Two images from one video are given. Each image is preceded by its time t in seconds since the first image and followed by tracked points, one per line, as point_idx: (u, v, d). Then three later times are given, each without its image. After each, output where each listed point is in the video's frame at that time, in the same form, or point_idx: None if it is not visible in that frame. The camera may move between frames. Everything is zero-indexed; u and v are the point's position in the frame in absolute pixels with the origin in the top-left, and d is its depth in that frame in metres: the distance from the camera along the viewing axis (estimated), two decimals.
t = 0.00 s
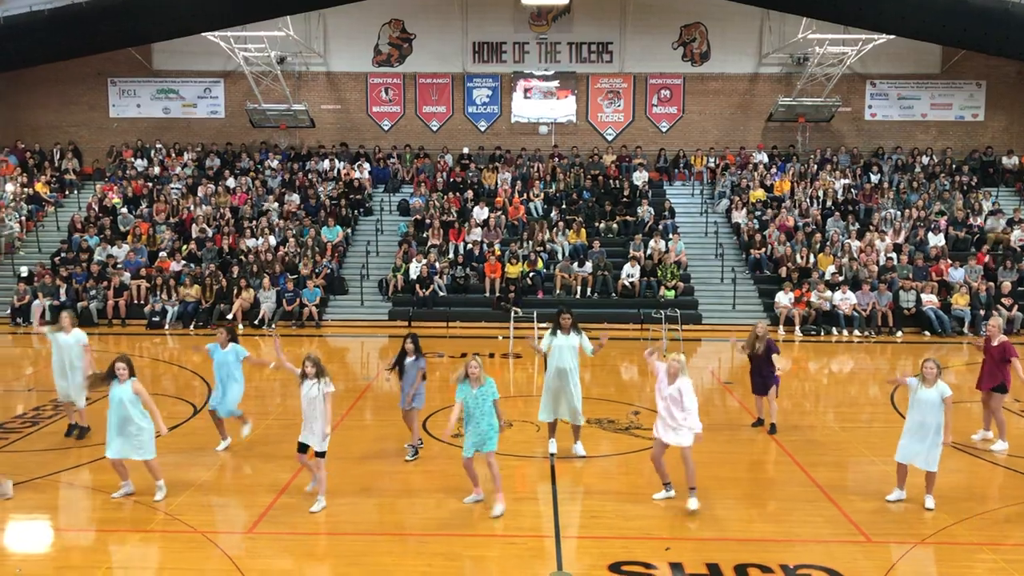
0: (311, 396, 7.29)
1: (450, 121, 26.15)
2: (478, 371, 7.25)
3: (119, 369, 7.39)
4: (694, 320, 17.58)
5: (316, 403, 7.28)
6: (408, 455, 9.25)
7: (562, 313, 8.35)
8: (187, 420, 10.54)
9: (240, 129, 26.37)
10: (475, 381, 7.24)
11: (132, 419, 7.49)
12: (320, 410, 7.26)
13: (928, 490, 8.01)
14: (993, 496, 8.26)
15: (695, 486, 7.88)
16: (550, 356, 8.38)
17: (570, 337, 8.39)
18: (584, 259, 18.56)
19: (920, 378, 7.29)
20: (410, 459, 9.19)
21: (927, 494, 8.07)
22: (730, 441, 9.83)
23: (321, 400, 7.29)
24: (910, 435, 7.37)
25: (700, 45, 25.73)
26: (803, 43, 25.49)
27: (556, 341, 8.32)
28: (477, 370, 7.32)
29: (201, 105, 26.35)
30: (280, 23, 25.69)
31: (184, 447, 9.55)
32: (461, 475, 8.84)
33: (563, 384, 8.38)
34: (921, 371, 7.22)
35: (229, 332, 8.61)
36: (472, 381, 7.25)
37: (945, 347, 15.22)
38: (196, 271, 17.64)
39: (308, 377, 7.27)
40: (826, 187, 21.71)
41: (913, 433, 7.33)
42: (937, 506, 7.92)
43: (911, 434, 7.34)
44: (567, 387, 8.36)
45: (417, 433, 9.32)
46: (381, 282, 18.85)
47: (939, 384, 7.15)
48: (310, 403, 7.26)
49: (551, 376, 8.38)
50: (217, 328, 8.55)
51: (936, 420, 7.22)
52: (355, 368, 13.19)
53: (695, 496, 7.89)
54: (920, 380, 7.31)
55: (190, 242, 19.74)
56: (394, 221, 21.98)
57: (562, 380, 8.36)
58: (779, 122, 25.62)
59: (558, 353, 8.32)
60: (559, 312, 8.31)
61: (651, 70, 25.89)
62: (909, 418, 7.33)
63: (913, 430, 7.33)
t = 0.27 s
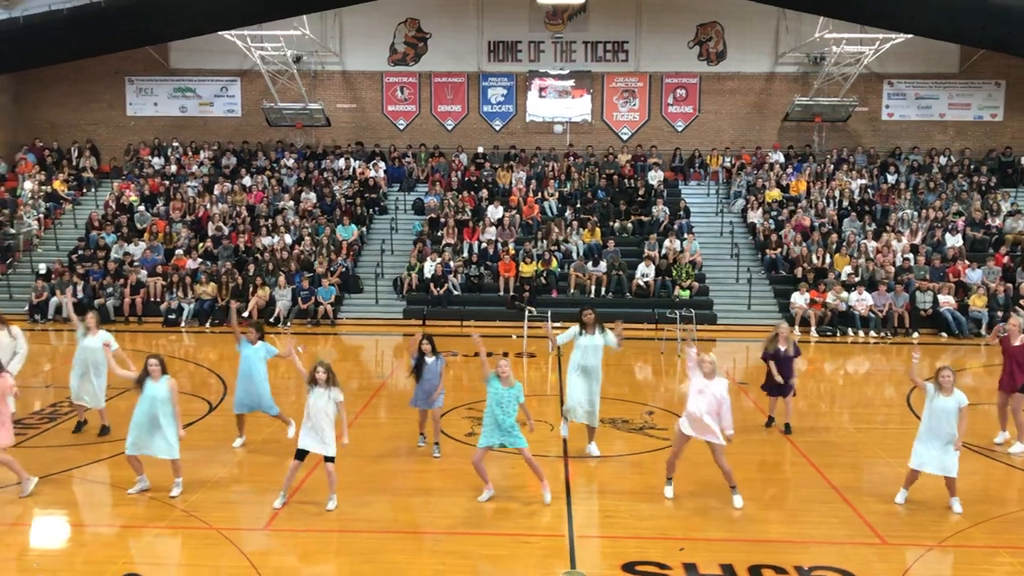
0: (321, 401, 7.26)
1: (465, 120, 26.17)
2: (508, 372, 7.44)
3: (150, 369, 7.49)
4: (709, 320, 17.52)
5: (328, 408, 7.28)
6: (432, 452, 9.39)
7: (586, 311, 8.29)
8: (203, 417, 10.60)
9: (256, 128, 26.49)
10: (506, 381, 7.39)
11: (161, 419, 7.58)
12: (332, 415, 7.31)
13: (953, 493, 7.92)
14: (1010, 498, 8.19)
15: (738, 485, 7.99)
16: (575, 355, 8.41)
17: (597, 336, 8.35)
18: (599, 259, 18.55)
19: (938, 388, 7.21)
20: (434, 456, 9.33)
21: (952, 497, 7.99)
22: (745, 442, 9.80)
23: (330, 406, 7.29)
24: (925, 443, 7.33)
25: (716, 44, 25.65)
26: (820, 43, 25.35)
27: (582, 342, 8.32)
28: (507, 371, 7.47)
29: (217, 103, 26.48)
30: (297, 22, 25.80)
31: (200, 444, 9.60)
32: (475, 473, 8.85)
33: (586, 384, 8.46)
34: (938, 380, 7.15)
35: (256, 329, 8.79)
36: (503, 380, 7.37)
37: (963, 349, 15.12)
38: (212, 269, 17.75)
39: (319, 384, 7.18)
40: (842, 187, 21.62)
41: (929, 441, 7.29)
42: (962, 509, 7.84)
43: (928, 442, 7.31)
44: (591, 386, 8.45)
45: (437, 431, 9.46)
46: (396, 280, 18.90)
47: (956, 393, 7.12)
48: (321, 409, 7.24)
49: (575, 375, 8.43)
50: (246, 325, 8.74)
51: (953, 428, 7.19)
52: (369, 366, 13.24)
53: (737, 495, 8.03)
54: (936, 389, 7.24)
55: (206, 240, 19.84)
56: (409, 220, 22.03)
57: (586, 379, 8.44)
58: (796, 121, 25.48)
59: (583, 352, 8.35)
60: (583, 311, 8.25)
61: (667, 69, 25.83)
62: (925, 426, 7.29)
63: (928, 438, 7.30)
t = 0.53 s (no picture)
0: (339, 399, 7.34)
1: (484, 120, 26.20)
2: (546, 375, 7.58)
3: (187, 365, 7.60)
4: (728, 321, 17.47)
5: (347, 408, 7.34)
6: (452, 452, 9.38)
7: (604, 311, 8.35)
8: (223, 414, 10.68)
9: (276, 127, 26.61)
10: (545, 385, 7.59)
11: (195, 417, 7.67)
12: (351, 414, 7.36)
13: (975, 496, 7.90)
14: None
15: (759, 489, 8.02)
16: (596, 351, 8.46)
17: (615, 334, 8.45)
18: (617, 259, 18.52)
19: (972, 385, 7.14)
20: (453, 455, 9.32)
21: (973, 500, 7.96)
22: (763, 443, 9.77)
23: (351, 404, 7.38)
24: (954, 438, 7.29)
25: (736, 44, 25.56)
26: (841, 42, 25.18)
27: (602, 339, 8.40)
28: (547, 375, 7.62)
29: (238, 103, 26.64)
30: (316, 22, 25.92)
31: (219, 441, 9.67)
32: (493, 473, 8.86)
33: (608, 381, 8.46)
34: (971, 378, 7.08)
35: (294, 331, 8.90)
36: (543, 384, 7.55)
37: (985, 351, 14.98)
38: (232, 268, 17.88)
39: (343, 381, 7.31)
40: (863, 187, 21.50)
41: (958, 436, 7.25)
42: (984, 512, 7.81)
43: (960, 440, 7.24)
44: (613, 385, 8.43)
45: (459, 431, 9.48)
46: (414, 280, 18.97)
47: (992, 391, 7.03)
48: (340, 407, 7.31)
49: (595, 372, 8.45)
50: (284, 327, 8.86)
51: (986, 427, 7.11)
52: (388, 365, 13.30)
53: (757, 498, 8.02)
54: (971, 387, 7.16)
55: (226, 239, 20.00)
56: (427, 219, 22.08)
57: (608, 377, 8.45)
58: (816, 121, 25.32)
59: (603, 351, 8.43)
60: (602, 310, 8.31)
61: (686, 68, 25.74)
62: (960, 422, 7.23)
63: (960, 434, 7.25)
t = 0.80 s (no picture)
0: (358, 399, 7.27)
1: (502, 119, 26.22)
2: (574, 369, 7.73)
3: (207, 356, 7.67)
4: (746, 322, 17.42)
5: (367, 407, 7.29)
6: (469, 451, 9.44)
7: (619, 312, 8.30)
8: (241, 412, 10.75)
9: (295, 127, 26.72)
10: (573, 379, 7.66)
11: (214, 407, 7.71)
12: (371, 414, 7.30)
13: (994, 500, 7.83)
14: None
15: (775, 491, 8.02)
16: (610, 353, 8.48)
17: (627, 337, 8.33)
18: (635, 259, 18.49)
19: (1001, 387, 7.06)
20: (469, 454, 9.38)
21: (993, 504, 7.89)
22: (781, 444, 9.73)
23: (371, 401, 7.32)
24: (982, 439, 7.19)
25: (755, 44, 25.44)
26: (861, 42, 25.01)
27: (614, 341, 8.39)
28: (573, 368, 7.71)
29: (257, 103, 26.79)
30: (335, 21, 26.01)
31: (237, 439, 9.74)
32: (509, 473, 8.87)
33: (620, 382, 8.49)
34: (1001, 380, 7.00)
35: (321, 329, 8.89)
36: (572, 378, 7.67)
37: (1007, 353, 14.84)
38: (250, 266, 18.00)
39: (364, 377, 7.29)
40: (883, 188, 21.38)
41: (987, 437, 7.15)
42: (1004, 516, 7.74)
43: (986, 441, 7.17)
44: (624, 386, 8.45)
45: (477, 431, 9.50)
46: (431, 279, 19.02)
47: None
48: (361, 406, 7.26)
49: (607, 373, 8.56)
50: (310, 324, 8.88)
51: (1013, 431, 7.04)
52: (405, 364, 13.34)
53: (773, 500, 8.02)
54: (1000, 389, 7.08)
55: (245, 237, 20.14)
56: (445, 219, 22.10)
57: (619, 378, 8.50)
58: (836, 122, 25.15)
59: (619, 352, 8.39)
60: (616, 313, 8.23)
61: (705, 68, 25.65)
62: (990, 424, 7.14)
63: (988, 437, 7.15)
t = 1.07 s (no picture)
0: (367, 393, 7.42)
1: (517, 119, 26.23)
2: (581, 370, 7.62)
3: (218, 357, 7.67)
4: (762, 322, 17.37)
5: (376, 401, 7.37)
6: (482, 451, 9.38)
7: (620, 315, 8.27)
8: (255, 410, 10.80)
9: (309, 127, 26.80)
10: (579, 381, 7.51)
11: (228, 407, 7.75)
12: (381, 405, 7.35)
13: (1010, 503, 7.77)
14: None
15: (788, 491, 8.00)
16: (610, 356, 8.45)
17: (628, 340, 8.28)
18: (650, 259, 18.48)
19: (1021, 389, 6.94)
20: (483, 454, 9.33)
21: (1009, 507, 7.83)
22: (795, 446, 9.71)
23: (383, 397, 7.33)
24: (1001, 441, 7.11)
25: (771, 44, 25.34)
26: (878, 41, 24.83)
27: (614, 346, 8.34)
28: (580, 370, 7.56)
29: (272, 103, 26.88)
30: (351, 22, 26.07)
31: (250, 438, 9.78)
32: (523, 473, 8.88)
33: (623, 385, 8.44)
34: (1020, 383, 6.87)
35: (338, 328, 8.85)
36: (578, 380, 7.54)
37: None
38: (266, 266, 18.09)
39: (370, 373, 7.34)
40: (900, 188, 21.28)
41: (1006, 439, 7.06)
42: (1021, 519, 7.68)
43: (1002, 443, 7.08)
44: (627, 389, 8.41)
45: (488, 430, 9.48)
46: (445, 279, 19.06)
47: None
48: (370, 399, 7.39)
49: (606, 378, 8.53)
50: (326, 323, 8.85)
51: None
52: (419, 364, 13.37)
53: (787, 501, 7.99)
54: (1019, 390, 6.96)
55: (260, 237, 20.24)
56: (459, 219, 22.12)
57: (619, 383, 8.46)
58: (853, 121, 25.00)
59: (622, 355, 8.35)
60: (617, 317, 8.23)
61: (721, 68, 25.56)
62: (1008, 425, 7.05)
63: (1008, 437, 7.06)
